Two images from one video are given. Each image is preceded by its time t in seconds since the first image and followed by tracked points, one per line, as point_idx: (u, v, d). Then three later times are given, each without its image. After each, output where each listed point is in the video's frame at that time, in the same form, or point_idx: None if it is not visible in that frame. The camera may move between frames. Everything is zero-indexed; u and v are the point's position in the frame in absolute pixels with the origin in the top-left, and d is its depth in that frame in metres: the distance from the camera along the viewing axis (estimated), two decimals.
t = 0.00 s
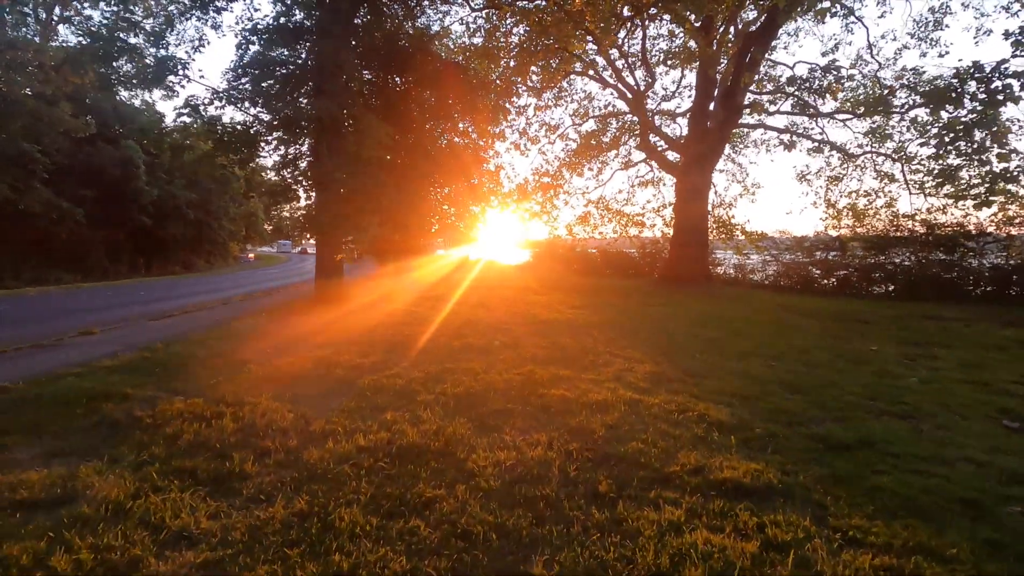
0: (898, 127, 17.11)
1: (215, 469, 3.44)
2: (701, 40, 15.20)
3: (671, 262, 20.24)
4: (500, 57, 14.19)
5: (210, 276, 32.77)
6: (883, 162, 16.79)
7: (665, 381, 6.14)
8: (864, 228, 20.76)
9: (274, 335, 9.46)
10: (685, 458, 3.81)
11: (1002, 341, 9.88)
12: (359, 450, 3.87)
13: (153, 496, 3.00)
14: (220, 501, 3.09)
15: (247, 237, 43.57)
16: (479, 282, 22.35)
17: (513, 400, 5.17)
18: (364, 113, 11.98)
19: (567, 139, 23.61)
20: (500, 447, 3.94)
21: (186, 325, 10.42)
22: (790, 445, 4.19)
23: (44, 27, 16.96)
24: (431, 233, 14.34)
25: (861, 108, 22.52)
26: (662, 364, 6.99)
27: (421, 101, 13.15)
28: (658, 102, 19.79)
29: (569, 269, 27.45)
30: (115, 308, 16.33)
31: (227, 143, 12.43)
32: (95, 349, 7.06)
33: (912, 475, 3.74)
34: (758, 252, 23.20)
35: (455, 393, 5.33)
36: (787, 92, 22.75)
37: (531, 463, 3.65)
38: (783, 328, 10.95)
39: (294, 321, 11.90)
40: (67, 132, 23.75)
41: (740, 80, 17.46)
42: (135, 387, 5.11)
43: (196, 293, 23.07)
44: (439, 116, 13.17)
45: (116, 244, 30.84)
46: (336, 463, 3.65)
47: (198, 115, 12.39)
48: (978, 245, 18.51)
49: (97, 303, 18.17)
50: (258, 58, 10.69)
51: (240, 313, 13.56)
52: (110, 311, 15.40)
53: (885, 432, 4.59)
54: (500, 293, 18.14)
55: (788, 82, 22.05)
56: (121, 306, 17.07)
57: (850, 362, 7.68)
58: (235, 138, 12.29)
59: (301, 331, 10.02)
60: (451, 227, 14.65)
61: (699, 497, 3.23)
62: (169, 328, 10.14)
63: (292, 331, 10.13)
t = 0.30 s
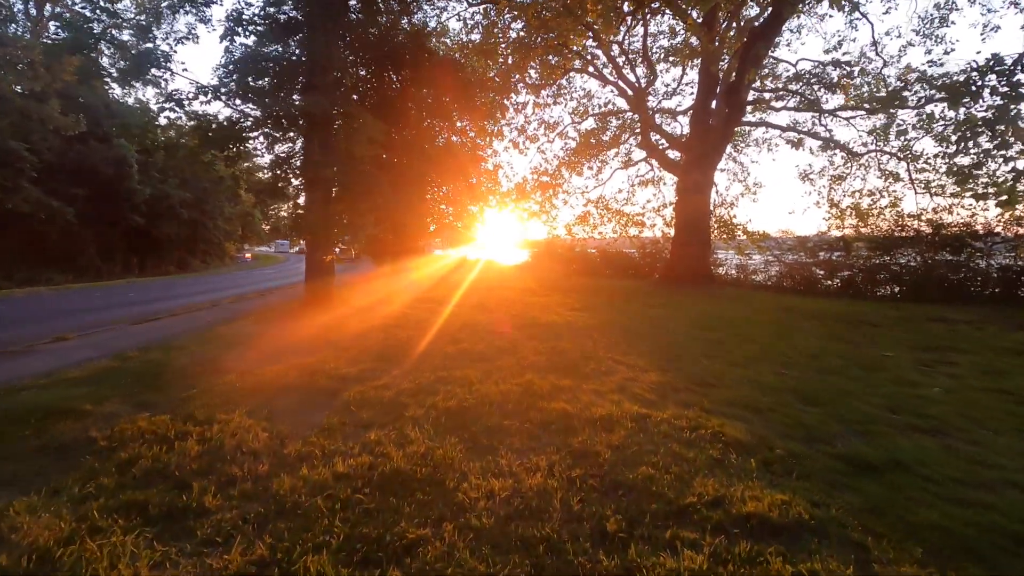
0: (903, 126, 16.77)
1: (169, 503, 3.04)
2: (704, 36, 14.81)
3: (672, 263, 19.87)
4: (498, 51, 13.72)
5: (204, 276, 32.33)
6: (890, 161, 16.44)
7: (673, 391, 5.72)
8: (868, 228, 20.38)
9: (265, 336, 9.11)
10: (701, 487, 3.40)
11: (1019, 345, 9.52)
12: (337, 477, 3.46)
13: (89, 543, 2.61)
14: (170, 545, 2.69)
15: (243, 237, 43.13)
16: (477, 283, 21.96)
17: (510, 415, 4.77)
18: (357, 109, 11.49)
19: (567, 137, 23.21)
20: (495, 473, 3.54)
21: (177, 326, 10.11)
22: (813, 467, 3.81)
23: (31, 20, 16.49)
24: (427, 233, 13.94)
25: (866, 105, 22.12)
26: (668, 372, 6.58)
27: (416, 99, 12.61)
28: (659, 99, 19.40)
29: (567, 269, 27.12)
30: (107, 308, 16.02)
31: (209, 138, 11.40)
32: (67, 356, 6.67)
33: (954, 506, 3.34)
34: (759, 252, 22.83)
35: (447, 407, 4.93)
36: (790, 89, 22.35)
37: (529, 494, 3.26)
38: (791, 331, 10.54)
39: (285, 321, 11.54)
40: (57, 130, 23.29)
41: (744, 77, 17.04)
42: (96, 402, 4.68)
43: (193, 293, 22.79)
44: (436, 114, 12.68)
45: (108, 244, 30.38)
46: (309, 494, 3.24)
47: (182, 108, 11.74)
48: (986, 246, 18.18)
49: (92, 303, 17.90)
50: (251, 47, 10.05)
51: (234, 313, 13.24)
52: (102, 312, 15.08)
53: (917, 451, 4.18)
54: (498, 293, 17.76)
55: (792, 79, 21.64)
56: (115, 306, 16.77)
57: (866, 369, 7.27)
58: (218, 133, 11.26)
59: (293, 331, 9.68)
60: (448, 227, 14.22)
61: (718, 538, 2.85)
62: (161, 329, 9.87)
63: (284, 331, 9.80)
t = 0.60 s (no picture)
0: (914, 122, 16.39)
1: (116, 539, 2.64)
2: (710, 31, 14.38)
3: (677, 264, 19.42)
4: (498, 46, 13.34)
5: (203, 276, 32.01)
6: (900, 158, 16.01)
7: (688, 400, 5.30)
8: (877, 229, 19.98)
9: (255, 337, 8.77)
10: (731, 515, 2.97)
11: None
12: (318, 502, 3.07)
13: None
14: None
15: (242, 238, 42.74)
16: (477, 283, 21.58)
17: (513, 428, 4.35)
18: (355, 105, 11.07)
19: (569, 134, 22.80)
20: (496, 500, 3.12)
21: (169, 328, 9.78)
22: (854, 491, 3.40)
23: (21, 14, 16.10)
24: (427, 233, 13.52)
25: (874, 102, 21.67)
26: (682, 378, 6.17)
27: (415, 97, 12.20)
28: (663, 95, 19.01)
29: (569, 269, 26.71)
30: (103, 309, 15.73)
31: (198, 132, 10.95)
32: (40, 360, 6.27)
33: (1021, 539, 2.92)
34: (765, 253, 22.30)
35: (445, 417, 4.53)
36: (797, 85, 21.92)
37: (535, 527, 2.84)
38: (805, 334, 10.11)
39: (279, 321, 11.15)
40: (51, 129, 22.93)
41: (751, 72, 16.60)
42: (58, 415, 4.30)
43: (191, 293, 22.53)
44: (438, 112, 12.25)
45: (105, 244, 30.00)
46: (280, 525, 2.84)
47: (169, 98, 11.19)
48: (1000, 245, 17.88)
49: (89, 303, 17.59)
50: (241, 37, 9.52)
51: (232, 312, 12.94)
52: (96, 312, 14.78)
53: (966, 471, 3.76)
54: (500, 293, 17.38)
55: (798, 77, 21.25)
56: (112, 307, 16.50)
57: (891, 375, 6.83)
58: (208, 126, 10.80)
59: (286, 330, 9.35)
60: (448, 228, 13.81)
61: None
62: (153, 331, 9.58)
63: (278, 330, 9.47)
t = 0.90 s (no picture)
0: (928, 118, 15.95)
1: None
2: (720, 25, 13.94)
3: (685, 265, 18.97)
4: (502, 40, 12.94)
5: (205, 276, 31.78)
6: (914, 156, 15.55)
7: (705, 415, 4.90)
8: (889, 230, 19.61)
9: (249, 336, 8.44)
10: (767, 561, 2.60)
11: None
12: (290, 543, 2.69)
13: None
14: None
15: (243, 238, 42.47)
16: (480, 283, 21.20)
17: (516, 448, 3.95)
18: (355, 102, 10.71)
19: (573, 133, 22.40)
20: (495, 541, 2.74)
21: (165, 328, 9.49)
22: (904, 529, 3.00)
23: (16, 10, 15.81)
24: (428, 234, 13.11)
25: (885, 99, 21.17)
26: (696, 389, 5.76)
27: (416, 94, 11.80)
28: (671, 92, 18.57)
29: (574, 270, 26.32)
30: (99, 309, 15.44)
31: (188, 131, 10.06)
32: (15, 369, 5.91)
33: None
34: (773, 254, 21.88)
35: (439, 436, 4.13)
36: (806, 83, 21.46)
37: None
38: (821, 339, 9.67)
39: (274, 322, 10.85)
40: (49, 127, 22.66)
41: (763, 67, 16.12)
42: (15, 433, 3.93)
43: (192, 293, 22.27)
44: (440, 110, 11.84)
45: (105, 244, 29.73)
46: (244, 573, 2.46)
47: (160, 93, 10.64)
48: (1015, 246, 17.55)
49: (86, 303, 17.31)
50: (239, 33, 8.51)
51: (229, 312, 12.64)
52: (91, 312, 14.47)
53: None
54: (502, 294, 16.98)
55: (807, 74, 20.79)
56: (108, 307, 16.21)
57: (919, 385, 6.41)
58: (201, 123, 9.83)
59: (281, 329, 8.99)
60: (450, 228, 13.40)
61: None
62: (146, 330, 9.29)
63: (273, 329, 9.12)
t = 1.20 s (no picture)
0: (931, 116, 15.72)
1: None
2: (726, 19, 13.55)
3: (689, 266, 18.54)
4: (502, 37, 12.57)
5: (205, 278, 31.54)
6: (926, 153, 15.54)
7: (721, 430, 4.49)
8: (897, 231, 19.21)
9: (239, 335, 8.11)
10: None
11: None
12: None
13: None
14: None
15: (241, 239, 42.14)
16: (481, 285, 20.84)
17: (513, 473, 3.53)
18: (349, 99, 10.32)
19: (575, 132, 22.01)
20: None
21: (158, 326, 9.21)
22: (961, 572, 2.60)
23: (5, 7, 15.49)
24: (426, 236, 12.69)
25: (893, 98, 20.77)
26: (710, 400, 5.34)
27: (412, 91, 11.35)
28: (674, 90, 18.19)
29: (575, 272, 25.94)
30: (95, 310, 15.18)
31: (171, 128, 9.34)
32: None
33: None
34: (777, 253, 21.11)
35: (429, 455, 3.74)
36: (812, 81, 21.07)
37: None
38: (836, 344, 9.20)
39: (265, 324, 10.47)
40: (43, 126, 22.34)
41: (769, 63, 15.70)
42: None
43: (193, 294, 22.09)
44: (439, 109, 11.40)
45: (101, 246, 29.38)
46: None
47: (144, 85, 10.07)
48: None
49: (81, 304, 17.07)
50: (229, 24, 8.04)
51: (224, 312, 12.31)
52: (86, 313, 14.23)
53: None
54: (501, 296, 16.48)
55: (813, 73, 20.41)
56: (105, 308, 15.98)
57: (947, 395, 5.96)
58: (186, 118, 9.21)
59: (271, 330, 8.63)
60: (449, 230, 12.99)
61: None
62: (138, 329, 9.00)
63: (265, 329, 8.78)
